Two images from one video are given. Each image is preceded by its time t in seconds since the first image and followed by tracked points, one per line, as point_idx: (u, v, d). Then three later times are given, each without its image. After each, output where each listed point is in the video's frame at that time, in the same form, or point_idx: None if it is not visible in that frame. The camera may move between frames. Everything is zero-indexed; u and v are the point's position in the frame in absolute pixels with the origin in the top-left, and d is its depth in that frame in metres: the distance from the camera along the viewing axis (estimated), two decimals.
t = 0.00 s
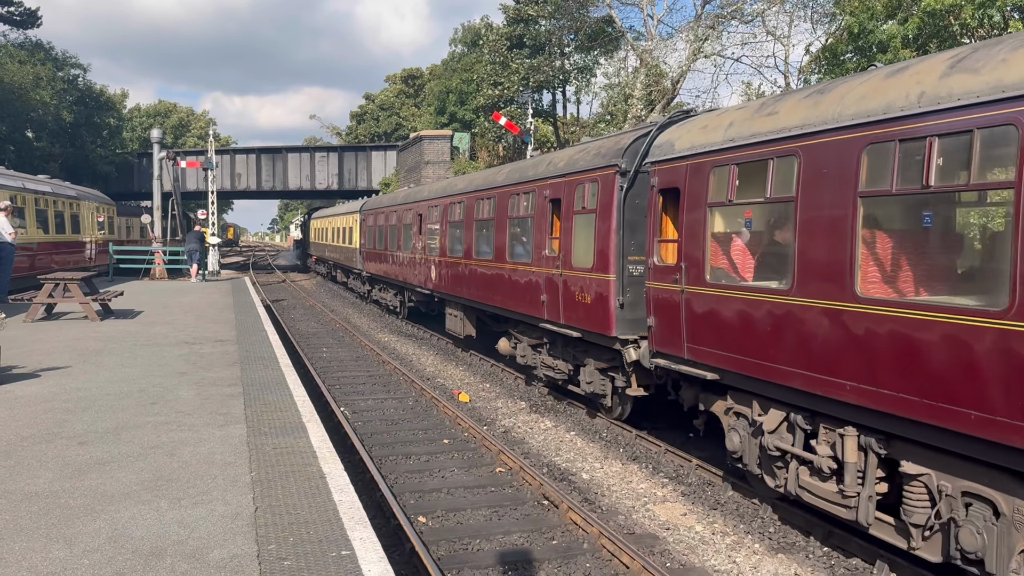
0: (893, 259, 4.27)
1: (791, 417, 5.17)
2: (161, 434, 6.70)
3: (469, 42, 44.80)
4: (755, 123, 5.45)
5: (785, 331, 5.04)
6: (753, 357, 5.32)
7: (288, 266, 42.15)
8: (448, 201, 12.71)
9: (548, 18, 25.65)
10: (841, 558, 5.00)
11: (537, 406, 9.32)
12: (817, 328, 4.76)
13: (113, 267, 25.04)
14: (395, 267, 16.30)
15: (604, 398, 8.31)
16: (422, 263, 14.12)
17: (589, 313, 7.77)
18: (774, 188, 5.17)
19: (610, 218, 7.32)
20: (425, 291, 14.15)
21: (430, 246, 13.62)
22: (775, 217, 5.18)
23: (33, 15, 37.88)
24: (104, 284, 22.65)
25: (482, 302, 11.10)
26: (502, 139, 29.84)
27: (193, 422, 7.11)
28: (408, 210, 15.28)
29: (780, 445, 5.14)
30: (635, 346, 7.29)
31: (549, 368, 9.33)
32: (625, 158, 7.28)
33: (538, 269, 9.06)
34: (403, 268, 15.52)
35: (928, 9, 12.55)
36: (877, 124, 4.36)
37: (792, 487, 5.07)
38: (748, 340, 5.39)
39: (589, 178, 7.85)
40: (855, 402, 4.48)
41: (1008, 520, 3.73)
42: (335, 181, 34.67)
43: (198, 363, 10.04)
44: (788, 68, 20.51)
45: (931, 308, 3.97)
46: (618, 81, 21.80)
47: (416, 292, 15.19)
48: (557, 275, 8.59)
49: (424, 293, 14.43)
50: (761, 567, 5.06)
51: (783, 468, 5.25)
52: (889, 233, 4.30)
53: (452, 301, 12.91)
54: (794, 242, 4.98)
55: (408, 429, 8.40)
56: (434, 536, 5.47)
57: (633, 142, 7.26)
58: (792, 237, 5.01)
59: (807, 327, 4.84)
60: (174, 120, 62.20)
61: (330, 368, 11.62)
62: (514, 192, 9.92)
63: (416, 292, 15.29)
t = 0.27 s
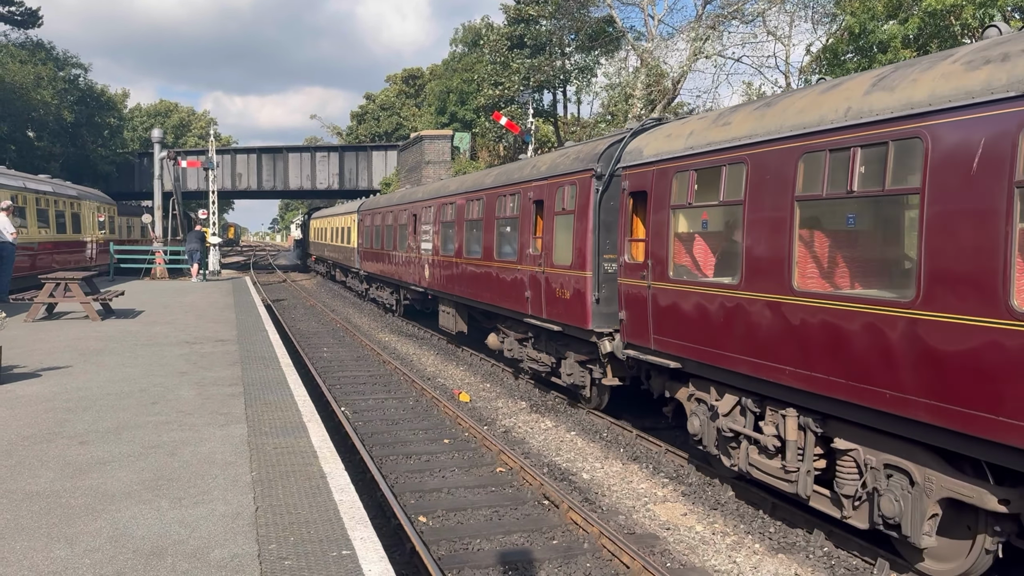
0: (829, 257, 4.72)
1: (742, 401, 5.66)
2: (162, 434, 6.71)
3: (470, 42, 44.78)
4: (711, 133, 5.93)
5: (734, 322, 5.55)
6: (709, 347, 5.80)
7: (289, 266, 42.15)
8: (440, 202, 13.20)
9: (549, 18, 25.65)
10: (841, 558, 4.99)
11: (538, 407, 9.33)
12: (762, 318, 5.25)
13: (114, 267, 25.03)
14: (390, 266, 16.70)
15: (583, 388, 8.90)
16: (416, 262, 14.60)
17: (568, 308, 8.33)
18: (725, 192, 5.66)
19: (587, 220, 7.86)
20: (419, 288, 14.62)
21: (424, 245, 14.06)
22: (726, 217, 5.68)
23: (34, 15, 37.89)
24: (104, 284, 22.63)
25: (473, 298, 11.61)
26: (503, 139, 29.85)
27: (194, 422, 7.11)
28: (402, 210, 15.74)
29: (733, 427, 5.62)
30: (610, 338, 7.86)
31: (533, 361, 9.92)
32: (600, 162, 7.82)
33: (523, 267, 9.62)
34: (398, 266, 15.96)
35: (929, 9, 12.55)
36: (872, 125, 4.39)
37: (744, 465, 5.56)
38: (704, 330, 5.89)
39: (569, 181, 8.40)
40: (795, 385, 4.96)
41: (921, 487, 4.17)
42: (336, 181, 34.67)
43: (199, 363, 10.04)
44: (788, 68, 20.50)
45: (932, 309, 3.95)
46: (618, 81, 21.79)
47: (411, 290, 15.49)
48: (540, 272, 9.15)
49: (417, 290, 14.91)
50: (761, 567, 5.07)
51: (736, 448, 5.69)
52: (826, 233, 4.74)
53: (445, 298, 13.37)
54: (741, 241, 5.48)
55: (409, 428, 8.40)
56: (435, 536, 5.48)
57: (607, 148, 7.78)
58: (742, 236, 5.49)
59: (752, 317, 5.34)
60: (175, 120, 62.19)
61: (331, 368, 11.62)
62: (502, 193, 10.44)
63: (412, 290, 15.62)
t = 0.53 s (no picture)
0: (776, 256, 5.18)
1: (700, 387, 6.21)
2: (163, 433, 6.71)
3: (470, 42, 44.77)
4: (674, 141, 6.45)
5: (691, 315, 6.07)
6: (673, 339, 6.31)
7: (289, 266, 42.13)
8: (432, 203, 13.54)
9: (549, 18, 25.66)
10: (841, 558, 4.99)
11: (538, 407, 9.34)
12: (715, 312, 5.77)
13: (114, 267, 25.02)
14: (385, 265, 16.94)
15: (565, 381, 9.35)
16: (407, 261, 14.94)
17: (549, 303, 8.76)
18: (685, 196, 6.16)
19: (566, 221, 8.33)
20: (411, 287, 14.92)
21: (417, 245, 14.35)
22: (685, 220, 6.19)
23: (34, 15, 37.90)
24: (105, 284, 22.62)
25: (462, 296, 11.97)
26: (503, 139, 29.86)
27: (194, 422, 7.12)
28: (396, 211, 16.05)
29: (693, 412, 6.17)
30: (588, 332, 8.31)
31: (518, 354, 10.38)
32: (578, 167, 8.29)
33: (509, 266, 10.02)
34: (392, 265, 16.22)
35: (929, 10, 12.56)
36: (879, 124, 4.35)
37: (703, 446, 6.11)
38: (666, 323, 6.42)
39: (550, 184, 8.83)
40: (742, 371, 5.48)
41: (850, 463, 4.70)
42: (336, 181, 34.66)
43: (199, 363, 10.04)
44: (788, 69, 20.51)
45: (930, 308, 3.95)
46: (619, 81, 21.79)
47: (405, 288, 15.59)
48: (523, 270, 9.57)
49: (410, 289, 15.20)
50: (761, 568, 5.07)
51: (697, 431, 6.24)
52: (769, 234, 5.24)
53: (437, 296, 13.68)
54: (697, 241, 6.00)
55: (409, 429, 8.41)
56: (434, 536, 5.48)
57: (586, 153, 8.25)
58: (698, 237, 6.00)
59: (706, 311, 5.87)
60: (175, 120, 62.19)
61: (331, 368, 11.62)
62: (489, 195, 10.82)
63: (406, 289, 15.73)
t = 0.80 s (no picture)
0: (730, 255, 5.61)
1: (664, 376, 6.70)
2: (163, 433, 6.71)
3: (470, 42, 44.75)
4: (642, 149, 6.91)
5: (655, 310, 6.54)
6: (640, 331, 6.79)
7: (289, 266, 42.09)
8: (423, 204, 13.80)
9: (550, 19, 25.66)
10: (840, 559, 4.98)
11: (538, 407, 9.34)
12: (675, 306, 6.24)
13: (115, 267, 25.00)
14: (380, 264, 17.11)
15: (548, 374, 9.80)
16: (399, 260, 15.20)
17: (533, 300, 9.16)
18: (650, 199, 6.60)
19: (547, 223, 8.74)
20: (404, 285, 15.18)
21: (409, 244, 14.60)
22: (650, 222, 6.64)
23: (35, 15, 37.89)
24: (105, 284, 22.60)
25: (452, 294, 12.29)
26: (504, 139, 29.85)
27: (193, 421, 7.12)
28: (389, 212, 16.30)
29: (658, 399, 6.66)
30: (568, 327, 8.70)
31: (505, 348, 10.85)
32: (558, 171, 8.71)
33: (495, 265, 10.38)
34: (386, 265, 16.44)
35: (929, 10, 12.56)
36: (812, 137, 4.80)
37: (666, 431, 6.59)
38: (634, 317, 6.90)
39: (533, 188, 9.21)
40: (698, 360, 5.96)
41: (791, 442, 5.16)
42: (337, 181, 34.66)
43: (199, 363, 10.04)
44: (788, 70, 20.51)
45: (924, 308, 3.96)
46: (619, 81, 21.78)
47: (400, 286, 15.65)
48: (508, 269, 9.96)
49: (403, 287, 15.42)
50: (761, 568, 5.06)
51: (662, 417, 6.74)
52: (721, 235, 5.71)
53: (429, 295, 13.96)
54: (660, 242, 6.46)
55: (409, 428, 8.41)
56: (434, 536, 5.49)
57: (566, 158, 8.66)
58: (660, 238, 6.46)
59: (668, 305, 6.34)
60: (176, 120, 62.18)
61: (331, 368, 11.63)
62: (478, 198, 11.13)
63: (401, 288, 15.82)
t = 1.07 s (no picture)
0: (691, 254, 6.04)
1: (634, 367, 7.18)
2: (163, 433, 6.71)
3: (471, 43, 44.75)
4: (614, 155, 7.33)
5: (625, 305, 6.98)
6: (611, 326, 7.22)
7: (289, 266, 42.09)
8: (416, 205, 13.89)
9: (550, 19, 25.67)
10: (841, 560, 4.98)
11: (538, 407, 9.35)
12: (642, 301, 6.69)
13: (115, 267, 25.02)
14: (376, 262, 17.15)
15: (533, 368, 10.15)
16: (394, 260, 15.28)
17: (516, 298, 9.33)
18: (622, 203, 7.01)
19: (529, 224, 8.98)
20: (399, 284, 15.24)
21: (404, 243, 14.66)
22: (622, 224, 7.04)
23: (35, 15, 37.91)
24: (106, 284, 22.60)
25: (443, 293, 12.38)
26: (504, 140, 29.85)
27: (194, 422, 7.12)
28: (385, 212, 16.37)
29: (629, 388, 7.13)
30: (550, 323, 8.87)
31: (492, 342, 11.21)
32: (540, 175, 8.93)
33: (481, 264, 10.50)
34: (381, 263, 16.48)
35: (929, 11, 12.56)
36: (757, 147, 5.26)
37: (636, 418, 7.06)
38: (606, 312, 7.34)
39: (517, 191, 9.40)
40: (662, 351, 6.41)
41: (742, 424, 5.66)
42: (337, 181, 34.66)
43: (199, 363, 10.05)
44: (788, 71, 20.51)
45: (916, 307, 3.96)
46: (619, 82, 21.79)
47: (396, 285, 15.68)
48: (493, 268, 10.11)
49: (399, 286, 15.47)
50: (761, 569, 5.07)
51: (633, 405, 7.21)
52: (683, 236, 6.15)
53: (423, 293, 14.02)
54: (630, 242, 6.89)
55: (409, 429, 8.42)
56: (434, 536, 5.49)
57: (547, 163, 8.92)
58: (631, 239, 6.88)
59: (636, 300, 6.78)
60: (176, 120, 62.20)
61: (332, 369, 11.64)
62: (468, 199, 11.23)
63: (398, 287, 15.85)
